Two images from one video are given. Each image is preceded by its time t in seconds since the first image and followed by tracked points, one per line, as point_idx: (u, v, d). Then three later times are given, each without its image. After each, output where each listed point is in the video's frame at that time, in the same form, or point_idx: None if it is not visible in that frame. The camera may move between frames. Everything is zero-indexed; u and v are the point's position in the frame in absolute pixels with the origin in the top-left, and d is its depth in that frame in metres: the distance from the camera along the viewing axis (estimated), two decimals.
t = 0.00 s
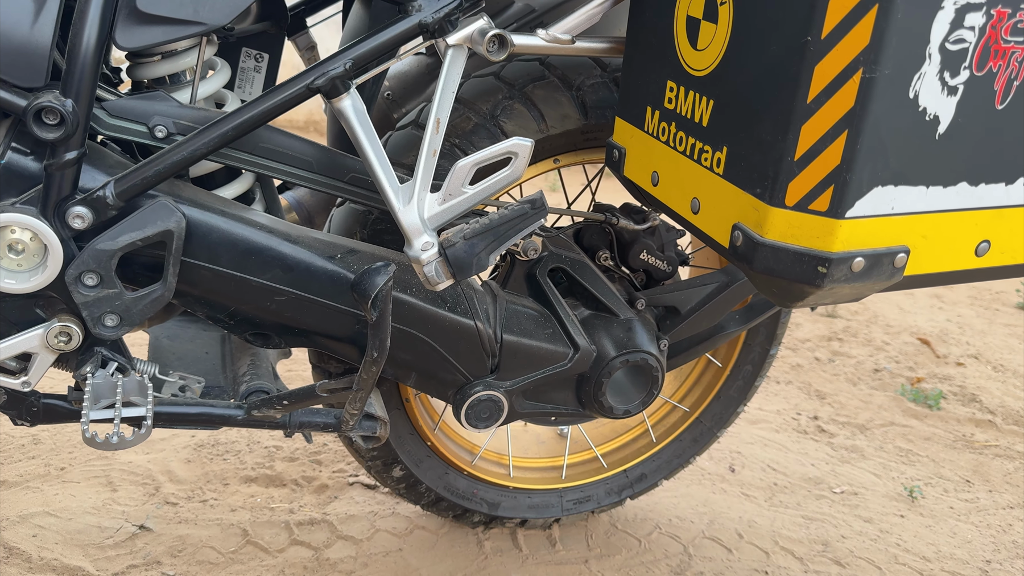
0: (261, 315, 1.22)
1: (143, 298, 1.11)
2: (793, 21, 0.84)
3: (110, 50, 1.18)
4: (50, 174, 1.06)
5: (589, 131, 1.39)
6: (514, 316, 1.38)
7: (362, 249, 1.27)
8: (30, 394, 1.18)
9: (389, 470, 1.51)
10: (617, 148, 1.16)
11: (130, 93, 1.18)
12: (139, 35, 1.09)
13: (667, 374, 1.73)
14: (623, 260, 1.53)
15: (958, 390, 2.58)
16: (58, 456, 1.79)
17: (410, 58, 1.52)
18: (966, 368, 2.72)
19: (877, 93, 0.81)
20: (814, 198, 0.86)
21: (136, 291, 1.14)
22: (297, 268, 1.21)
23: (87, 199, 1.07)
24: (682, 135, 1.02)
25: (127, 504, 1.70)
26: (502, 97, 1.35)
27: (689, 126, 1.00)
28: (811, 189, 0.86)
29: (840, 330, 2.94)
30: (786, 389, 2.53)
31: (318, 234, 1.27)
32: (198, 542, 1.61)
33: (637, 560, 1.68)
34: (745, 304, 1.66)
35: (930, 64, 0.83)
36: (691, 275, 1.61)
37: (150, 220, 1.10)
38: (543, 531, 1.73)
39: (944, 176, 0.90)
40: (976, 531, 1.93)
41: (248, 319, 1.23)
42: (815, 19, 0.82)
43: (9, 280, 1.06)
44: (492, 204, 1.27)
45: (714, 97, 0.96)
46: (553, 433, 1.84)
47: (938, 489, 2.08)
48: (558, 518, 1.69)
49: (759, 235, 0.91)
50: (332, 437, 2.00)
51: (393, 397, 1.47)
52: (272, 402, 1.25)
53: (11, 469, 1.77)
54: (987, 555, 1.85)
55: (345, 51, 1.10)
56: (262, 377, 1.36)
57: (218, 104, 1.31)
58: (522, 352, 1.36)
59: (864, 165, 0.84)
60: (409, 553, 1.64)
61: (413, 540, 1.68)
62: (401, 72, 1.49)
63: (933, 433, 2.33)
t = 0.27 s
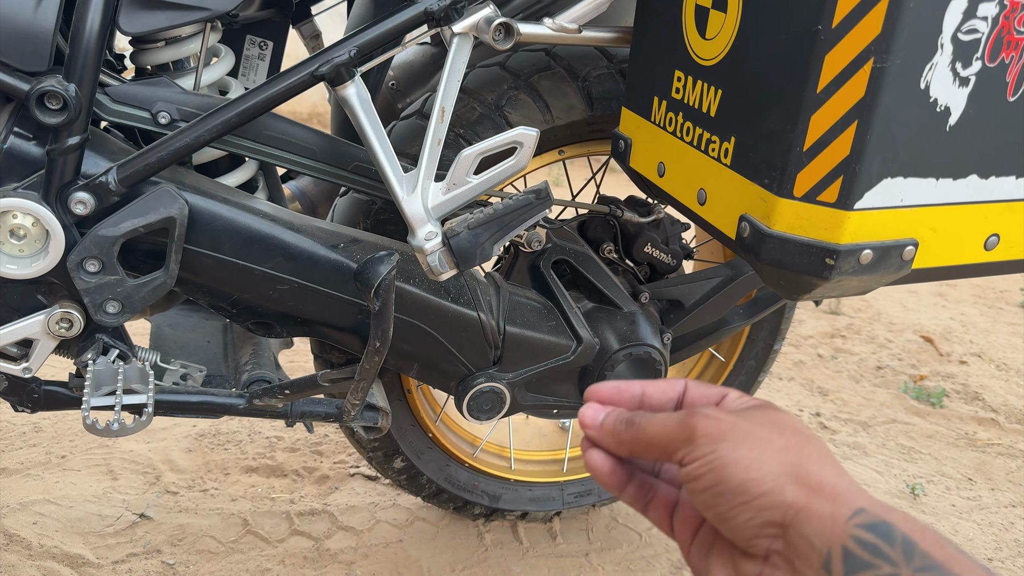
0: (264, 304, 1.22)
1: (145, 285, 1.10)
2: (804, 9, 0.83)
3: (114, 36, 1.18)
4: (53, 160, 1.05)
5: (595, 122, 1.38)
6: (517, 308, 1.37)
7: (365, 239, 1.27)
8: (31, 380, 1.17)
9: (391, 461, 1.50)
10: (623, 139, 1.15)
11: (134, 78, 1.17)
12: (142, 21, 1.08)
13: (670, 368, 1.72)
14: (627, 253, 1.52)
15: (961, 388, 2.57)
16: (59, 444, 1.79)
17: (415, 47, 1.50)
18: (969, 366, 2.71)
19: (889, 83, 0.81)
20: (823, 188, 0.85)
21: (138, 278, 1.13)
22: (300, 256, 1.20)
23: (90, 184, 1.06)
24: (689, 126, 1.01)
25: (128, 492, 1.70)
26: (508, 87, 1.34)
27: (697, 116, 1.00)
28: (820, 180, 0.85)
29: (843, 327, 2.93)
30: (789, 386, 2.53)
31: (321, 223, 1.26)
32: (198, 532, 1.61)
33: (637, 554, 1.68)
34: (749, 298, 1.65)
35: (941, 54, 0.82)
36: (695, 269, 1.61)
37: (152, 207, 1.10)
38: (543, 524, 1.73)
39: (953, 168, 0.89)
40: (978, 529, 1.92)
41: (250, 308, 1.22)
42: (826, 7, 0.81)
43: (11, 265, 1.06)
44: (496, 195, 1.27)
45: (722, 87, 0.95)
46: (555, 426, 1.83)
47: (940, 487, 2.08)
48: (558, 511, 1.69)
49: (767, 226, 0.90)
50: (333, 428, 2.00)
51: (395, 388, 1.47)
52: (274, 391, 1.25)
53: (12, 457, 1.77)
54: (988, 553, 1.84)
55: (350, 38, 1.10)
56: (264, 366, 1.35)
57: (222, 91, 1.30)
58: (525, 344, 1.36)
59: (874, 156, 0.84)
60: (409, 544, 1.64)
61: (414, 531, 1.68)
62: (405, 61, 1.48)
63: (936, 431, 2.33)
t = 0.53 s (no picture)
0: (266, 293, 1.21)
1: (148, 273, 1.10)
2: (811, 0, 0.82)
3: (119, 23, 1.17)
4: (57, 147, 1.05)
5: (599, 115, 1.38)
6: (520, 300, 1.37)
7: (368, 230, 1.27)
8: (34, 367, 1.17)
9: (392, 452, 1.50)
10: (628, 131, 1.15)
11: (138, 66, 1.17)
12: (147, 8, 1.08)
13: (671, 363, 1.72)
14: (630, 246, 1.52)
15: (963, 385, 2.56)
16: (61, 432, 1.79)
17: (420, 38, 1.50)
18: (971, 364, 2.70)
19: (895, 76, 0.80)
20: (828, 181, 0.85)
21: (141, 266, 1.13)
22: (303, 246, 1.20)
23: (93, 172, 1.06)
24: (694, 118, 1.01)
25: (129, 481, 1.70)
26: (512, 79, 1.34)
27: (702, 108, 0.99)
28: (825, 173, 0.85)
29: (846, 324, 2.92)
30: (791, 382, 2.52)
31: (325, 213, 1.26)
32: (200, 521, 1.61)
33: (637, 548, 1.68)
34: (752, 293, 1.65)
35: (948, 47, 0.82)
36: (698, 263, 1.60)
37: (156, 195, 1.10)
38: (544, 517, 1.73)
39: (959, 162, 0.89)
40: (979, 526, 1.92)
41: (253, 297, 1.22)
42: None
43: (15, 252, 1.06)
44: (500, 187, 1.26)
45: (728, 79, 0.94)
46: (556, 420, 1.83)
47: (941, 484, 2.07)
48: (559, 504, 1.69)
49: (771, 219, 0.90)
50: (334, 419, 2.00)
51: (397, 380, 1.47)
52: (275, 380, 1.25)
53: (14, 444, 1.78)
54: (989, 550, 1.84)
55: (355, 28, 1.09)
56: (266, 356, 1.35)
57: (226, 80, 1.30)
58: (527, 337, 1.36)
59: (879, 149, 0.83)
60: (410, 535, 1.64)
61: (414, 523, 1.68)
62: (410, 53, 1.48)
63: (938, 428, 2.33)
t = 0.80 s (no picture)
0: (273, 284, 1.21)
1: (155, 263, 1.10)
2: None
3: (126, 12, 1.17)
4: (64, 135, 1.04)
5: (607, 108, 1.37)
6: (526, 294, 1.37)
7: (375, 221, 1.26)
8: (40, 355, 1.17)
9: (397, 445, 1.50)
10: (638, 124, 1.14)
11: (146, 55, 1.17)
12: None
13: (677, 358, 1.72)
14: (637, 240, 1.52)
15: (968, 384, 2.56)
16: (66, 422, 1.79)
17: (428, 29, 1.49)
18: (976, 363, 2.70)
19: (910, 68, 0.79)
20: (840, 174, 0.84)
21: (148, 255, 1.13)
22: (310, 238, 1.20)
23: (100, 160, 1.06)
24: (705, 111, 1.00)
25: (133, 471, 1.70)
26: (521, 71, 1.33)
27: (713, 101, 0.99)
28: (838, 166, 0.84)
29: (851, 321, 2.92)
30: (795, 379, 2.52)
31: (332, 204, 1.26)
32: (204, 512, 1.61)
33: (641, 543, 1.68)
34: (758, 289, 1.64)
35: (964, 40, 0.81)
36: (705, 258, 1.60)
37: (163, 184, 1.09)
38: (548, 511, 1.73)
39: (973, 157, 0.88)
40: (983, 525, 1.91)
41: (260, 288, 1.22)
42: None
43: (22, 241, 1.06)
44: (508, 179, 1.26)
45: (740, 71, 0.94)
46: (561, 414, 1.83)
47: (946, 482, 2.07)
48: (563, 499, 1.69)
49: (782, 212, 0.89)
50: (338, 412, 2.00)
51: (402, 372, 1.47)
52: (281, 371, 1.24)
53: (19, 434, 1.78)
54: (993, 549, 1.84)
55: (363, 18, 1.09)
56: (272, 347, 1.35)
57: (233, 70, 1.29)
58: (533, 330, 1.35)
59: (893, 142, 0.83)
60: (413, 528, 1.64)
61: (418, 516, 1.68)
62: (418, 44, 1.47)
63: (943, 426, 2.32)
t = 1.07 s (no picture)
0: (270, 278, 1.21)
1: (151, 255, 1.10)
2: None
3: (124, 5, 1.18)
4: (61, 126, 1.04)
5: (606, 103, 1.37)
6: (524, 289, 1.36)
7: (372, 215, 1.26)
8: (36, 347, 1.17)
9: (394, 439, 1.50)
10: (635, 119, 1.14)
11: (144, 47, 1.17)
12: None
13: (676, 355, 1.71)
14: (636, 236, 1.51)
15: (968, 383, 2.55)
16: (64, 415, 1.80)
17: (427, 24, 1.49)
18: (976, 363, 2.69)
19: (907, 62, 0.79)
20: (837, 169, 0.84)
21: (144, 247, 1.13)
22: (307, 231, 1.19)
23: (97, 152, 1.06)
24: (703, 105, 1.00)
25: (131, 464, 1.71)
26: (520, 66, 1.33)
27: (711, 95, 0.98)
28: (834, 161, 0.84)
29: (851, 320, 2.91)
30: (794, 377, 2.52)
31: (329, 198, 1.25)
32: (200, 505, 1.61)
33: (638, 539, 1.68)
34: (757, 286, 1.64)
35: (962, 34, 0.81)
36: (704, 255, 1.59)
37: (160, 176, 1.09)
38: (545, 507, 1.73)
39: (971, 152, 0.88)
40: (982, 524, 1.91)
41: (257, 282, 1.22)
42: None
43: (18, 231, 1.06)
44: (506, 173, 1.26)
45: (738, 65, 0.94)
46: (559, 410, 1.83)
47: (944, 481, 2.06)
48: (560, 495, 1.69)
49: (779, 207, 0.89)
50: (337, 407, 2.00)
51: (400, 366, 1.47)
52: (278, 365, 1.24)
53: (17, 427, 1.78)
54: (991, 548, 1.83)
55: (361, 11, 1.08)
56: (269, 341, 1.35)
57: (232, 63, 1.29)
58: (531, 325, 1.35)
59: (890, 137, 0.82)
60: (410, 523, 1.64)
61: (415, 511, 1.68)
62: (417, 38, 1.47)
63: (942, 425, 2.32)
